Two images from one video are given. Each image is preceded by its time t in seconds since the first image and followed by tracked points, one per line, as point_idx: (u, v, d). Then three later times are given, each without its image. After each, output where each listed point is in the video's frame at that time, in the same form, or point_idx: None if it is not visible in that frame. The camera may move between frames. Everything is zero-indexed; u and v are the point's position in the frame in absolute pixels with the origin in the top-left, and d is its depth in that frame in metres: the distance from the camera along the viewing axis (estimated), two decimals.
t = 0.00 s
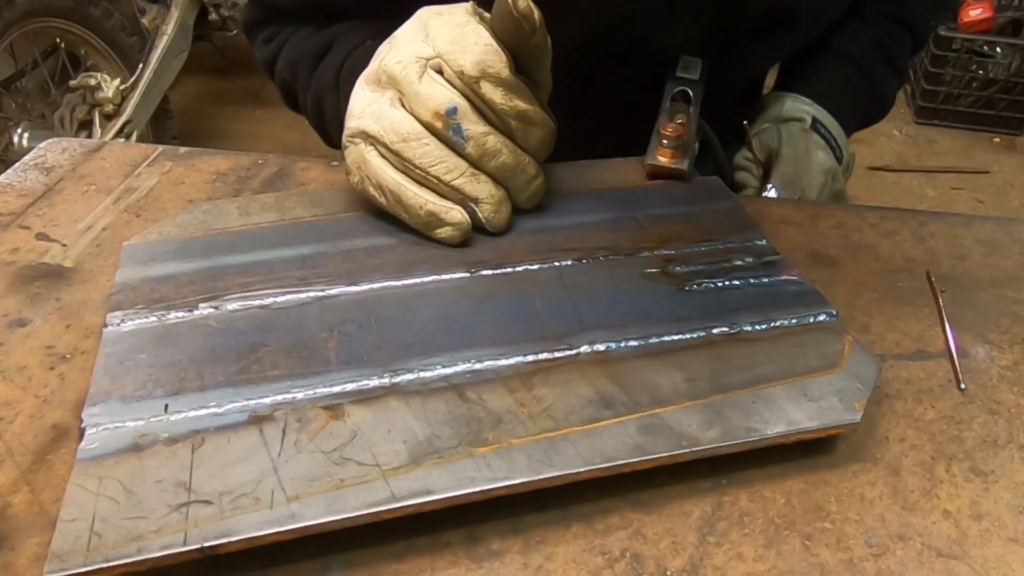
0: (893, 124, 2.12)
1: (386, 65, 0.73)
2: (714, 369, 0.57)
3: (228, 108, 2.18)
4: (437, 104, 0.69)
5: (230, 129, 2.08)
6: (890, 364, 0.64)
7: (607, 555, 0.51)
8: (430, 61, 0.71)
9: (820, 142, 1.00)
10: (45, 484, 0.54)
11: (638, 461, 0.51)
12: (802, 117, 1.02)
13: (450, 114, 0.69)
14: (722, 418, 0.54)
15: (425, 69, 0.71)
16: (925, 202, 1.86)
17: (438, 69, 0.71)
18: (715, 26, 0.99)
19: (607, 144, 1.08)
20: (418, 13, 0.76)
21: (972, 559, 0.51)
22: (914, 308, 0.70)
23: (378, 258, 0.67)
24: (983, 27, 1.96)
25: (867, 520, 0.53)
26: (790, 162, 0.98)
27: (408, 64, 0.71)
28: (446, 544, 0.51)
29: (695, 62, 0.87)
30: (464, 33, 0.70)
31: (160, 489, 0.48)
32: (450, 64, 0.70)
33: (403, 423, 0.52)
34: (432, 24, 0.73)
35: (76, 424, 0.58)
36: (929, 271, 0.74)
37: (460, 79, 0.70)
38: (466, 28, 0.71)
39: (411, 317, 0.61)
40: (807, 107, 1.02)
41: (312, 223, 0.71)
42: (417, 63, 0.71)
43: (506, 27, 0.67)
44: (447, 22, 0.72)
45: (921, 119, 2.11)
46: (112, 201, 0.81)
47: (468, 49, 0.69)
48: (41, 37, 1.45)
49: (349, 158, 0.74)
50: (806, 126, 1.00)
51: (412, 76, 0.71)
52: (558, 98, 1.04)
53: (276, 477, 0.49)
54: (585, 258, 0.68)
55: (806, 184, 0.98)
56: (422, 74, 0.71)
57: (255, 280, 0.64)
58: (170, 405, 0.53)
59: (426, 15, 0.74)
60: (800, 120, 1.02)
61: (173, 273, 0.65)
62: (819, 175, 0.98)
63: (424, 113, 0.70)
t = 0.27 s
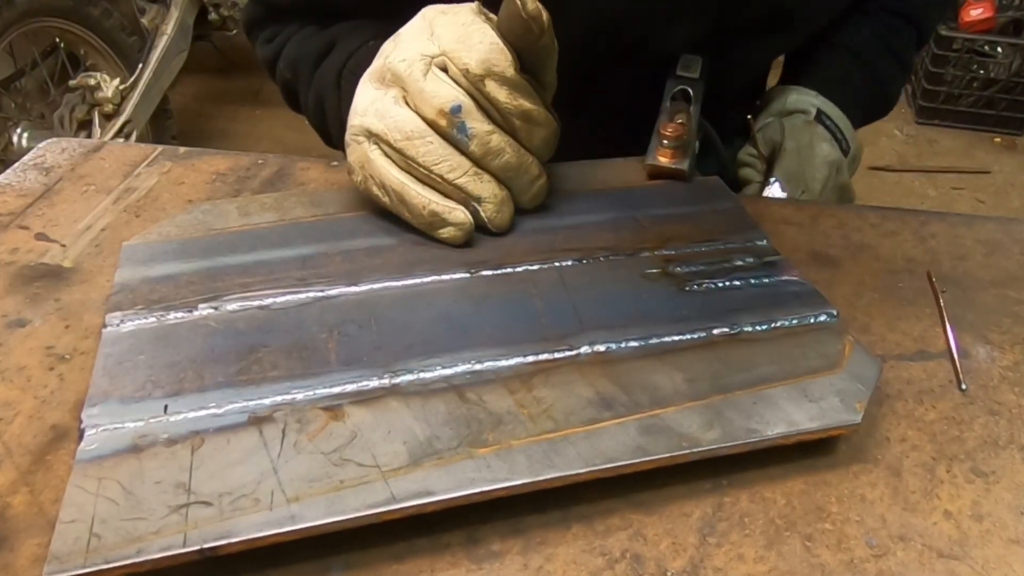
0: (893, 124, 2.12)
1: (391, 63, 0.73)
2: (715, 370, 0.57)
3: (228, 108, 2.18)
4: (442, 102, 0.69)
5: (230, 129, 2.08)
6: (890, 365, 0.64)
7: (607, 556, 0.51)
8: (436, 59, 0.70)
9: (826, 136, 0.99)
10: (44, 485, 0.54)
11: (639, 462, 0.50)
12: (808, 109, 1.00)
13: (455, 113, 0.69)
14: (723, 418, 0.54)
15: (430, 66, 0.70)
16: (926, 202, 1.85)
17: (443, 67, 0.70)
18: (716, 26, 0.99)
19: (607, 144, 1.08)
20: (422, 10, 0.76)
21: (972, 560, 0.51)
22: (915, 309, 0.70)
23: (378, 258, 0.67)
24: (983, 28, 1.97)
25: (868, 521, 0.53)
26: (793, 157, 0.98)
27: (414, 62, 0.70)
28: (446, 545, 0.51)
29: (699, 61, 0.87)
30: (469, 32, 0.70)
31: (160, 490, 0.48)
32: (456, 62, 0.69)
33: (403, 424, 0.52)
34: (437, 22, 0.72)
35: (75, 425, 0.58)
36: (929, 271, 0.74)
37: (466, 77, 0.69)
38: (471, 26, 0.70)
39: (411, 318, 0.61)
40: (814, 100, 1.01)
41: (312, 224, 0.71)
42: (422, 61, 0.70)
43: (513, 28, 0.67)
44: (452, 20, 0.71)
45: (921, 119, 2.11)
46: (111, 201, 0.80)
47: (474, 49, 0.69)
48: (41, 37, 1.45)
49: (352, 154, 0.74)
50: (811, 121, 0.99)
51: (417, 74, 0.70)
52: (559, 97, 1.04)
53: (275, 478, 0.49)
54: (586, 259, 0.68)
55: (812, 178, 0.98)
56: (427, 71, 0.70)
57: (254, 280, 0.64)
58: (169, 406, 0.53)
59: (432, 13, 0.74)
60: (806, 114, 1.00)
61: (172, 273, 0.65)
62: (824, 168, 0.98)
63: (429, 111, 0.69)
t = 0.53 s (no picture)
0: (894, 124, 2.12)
1: (376, 71, 0.72)
2: (715, 370, 0.57)
3: (228, 107, 2.18)
4: (429, 107, 0.68)
5: (230, 129, 2.08)
6: (891, 365, 0.64)
7: (608, 557, 0.51)
8: (420, 63, 0.70)
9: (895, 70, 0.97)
10: (43, 486, 0.54)
11: (639, 463, 0.50)
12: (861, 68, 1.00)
13: (444, 116, 0.68)
14: (724, 419, 0.54)
15: (415, 71, 0.70)
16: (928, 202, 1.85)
17: (428, 70, 0.70)
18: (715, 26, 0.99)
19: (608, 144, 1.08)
20: (404, 12, 0.75)
21: (974, 561, 0.51)
22: (917, 309, 0.70)
23: (378, 259, 0.67)
24: (985, 27, 1.96)
25: (869, 522, 0.53)
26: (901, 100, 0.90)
27: (398, 68, 0.70)
28: (446, 546, 0.51)
29: (696, 58, 0.86)
30: (451, 31, 0.69)
31: (160, 491, 0.48)
32: (439, 65, 0.69)
33: (403, 424, 0.52)
34: (419, 23, 0.72)
35: (75, 425, 0.58)
36: (931, 271, 0.74)
37: (450, 79, 0.68)
38: (453, 25, 0.69)
39: (411, 318, 0.61)
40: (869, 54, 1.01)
41: (312, 224, 0.71)
42: (407, 66, 0.70)
43: (494, 24, 0.66)
44: (434, 20, 0.71)
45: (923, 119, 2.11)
46: (111, 201, 0.80)
47: (456, 49, 0.68)
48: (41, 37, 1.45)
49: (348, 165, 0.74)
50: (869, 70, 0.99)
51: (402, 81, 0.70)
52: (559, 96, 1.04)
53: (275, 479, 0.49)
54: (587, 259, 0.68)
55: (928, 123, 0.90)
56: (412, 77, 0.70)
57: (254, 281, 0.64)
58: (169, 407, 0.53)
59: (412, 14, 0.74)
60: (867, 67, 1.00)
61: (171, 273, 0.65)
62: (934, 111, 0.91)
63: (418, 118, 0.69)
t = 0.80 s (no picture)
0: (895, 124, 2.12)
1: (379, 70, 0.73)
2: (716, 370, 0.57)
3: (227, 107, 2.18)
4: (431, 108, 0.68)
5: (229, 129, 2.08)
6: (892, 366, 0.64)
7: (608, 558, 0.51)
8: (422, 64, 0.70)
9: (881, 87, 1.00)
10: (43, 486, 0.54)
11: (639, 463, 0.50)
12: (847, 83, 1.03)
13: (445, 117, 0.68)
14: (724, 419, 0.53)
15: (417, 72, 0.70)
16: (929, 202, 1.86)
17: (430, 70, 0.70)
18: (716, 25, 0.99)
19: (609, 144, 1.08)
20: (407, 13, 0.75)
21: (974, 561, 0.51)
22: (917, 309, 0.70)
23: (378, 259, 0.67)
24: (986, 26, 1.95)
25: (870, 522, 0.53)
26: (886, 125, 0.94)
27: (401, 68, 0.70)
28: (446, 547, 0.51)
29: (698, 59, 0.86)
30: (454, 32, 0.69)
31: (160, 491, 0.48)
32: (441, 65, 0.68)
33: (403, 425, 0.52)
34: (423, 24, 0.72)
35: (74, 425, 0.57)
36: (931, 271, 0.74)
37: (452, 79, 0.68)
38: (457, 26, 0.69)
39: (412, 318, 0.61)
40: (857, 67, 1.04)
41: (312, 224, 0.71)
42: (409, 66, 0.70)
43: (500, 24, 0.64)
44: (437, 21, 0.71)
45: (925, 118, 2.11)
46: (110, 201, 0.80)
47: (459, 50, 0.68)
48: (40, 36, 1.45)
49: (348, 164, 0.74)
50: (855, 86, 1.00)
51: (405, 81, 0.70)
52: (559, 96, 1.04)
53: (275, 479, 0.49)
54: (587, 259, 0.68)
55: (910, 147, 0.94)
56: (415, 77, 0.70)
57: (253, 281, 0.64)
58: (169, 407, 0.53)
59: (415, 15, 0.73)
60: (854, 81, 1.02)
61: (171, 273, 0.65)
62: (915, 135, 0.95)
63: (419, 118, 0.69)
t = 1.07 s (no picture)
0: (897, 124, 2.12)
1: (388, 58, 0.72)
2: (716, 370, 0.57)
3: (227, 107, 2.18)
4: (440, 91, 0.68)
5: (229, 129, 2.08)
6: (893, 365, 0.64)
7: (608, 558, 0.51)
8: (433, 50, 0.70)
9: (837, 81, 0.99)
10: (43, 486, 0.53)
11: (639, 463, 0.50)
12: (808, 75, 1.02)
13: (453, 100, 0.68)
14: (724, 419, 0.53)
15: (427, 58, 0.70)
16: (931, 202, 1.86)
17: (441, 58, 0.70)
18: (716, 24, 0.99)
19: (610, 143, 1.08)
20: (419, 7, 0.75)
21: (975, 562, 0.51)
22: (918, 309, 0.70)
23: (378, 259, 0.67)
24: (986, 26, 1.94)
25: (870, 522, 0.53)
26: (838, 122, 0.95)
27: (412, 55, 0.70)
28: (446, 547, 0.51)
29: (700, 59, 0.86)
30: (466, 22, 0.69)
31: (159, 491, 0.48)
32: (453, 51, 0.68)
33: (403, 425, 0.52)
34: (434, 15, 0.72)
35: (74, 425, 0.57)
36: (932, 271, 0.74)
37: (463, 65, 0.68)
38: (470, 16, 0.70)
39: (412, 318, 0.61)
40: (817, 57, 1.03)
41: (311, 224, 0.71)
42: (419, 54, 0.70)
43: (520, 17, 0.66)
44: (450, 12, 0.71)
45: (926, 118, 2.12)
46: (110, 201, 0.80)
47: (471, 37, 0.68)
48: (39, 36, 1.45)
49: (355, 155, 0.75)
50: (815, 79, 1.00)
51: (414, 66, 0.70)
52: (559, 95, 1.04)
53: (275, 479, 0.48)
54: (588, 259, 0.67)
55: (863, 143, 0.94)
56: (425, 64, 0.69)
57: (254, 281, 0.64)
58: (169, 407, 0.53)
59: (428, 8, 0.74)
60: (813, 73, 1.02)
61: (171, 273, 0.65)
62: (868, 130, 0.95)
63: (427, 102, 0.69)
